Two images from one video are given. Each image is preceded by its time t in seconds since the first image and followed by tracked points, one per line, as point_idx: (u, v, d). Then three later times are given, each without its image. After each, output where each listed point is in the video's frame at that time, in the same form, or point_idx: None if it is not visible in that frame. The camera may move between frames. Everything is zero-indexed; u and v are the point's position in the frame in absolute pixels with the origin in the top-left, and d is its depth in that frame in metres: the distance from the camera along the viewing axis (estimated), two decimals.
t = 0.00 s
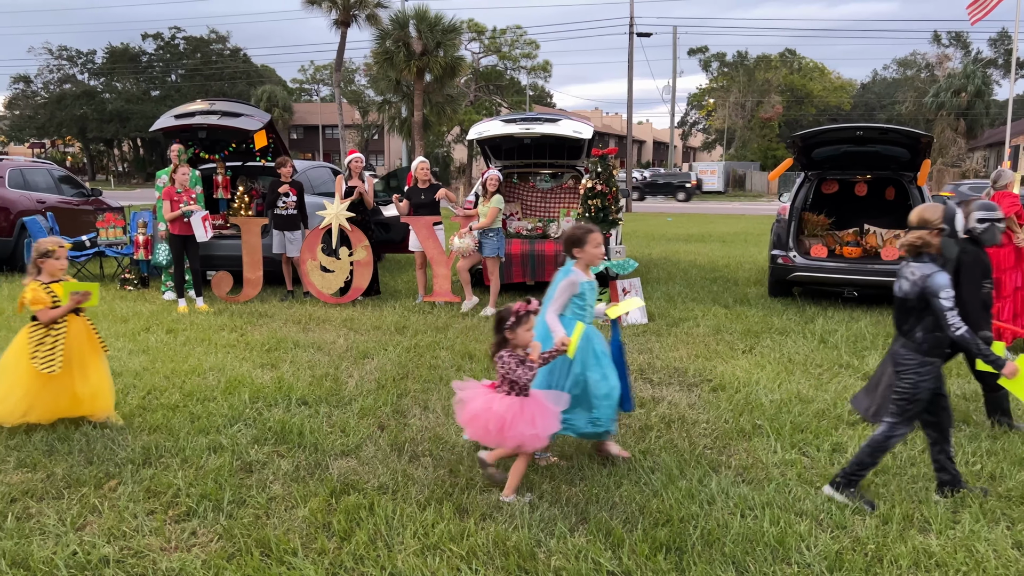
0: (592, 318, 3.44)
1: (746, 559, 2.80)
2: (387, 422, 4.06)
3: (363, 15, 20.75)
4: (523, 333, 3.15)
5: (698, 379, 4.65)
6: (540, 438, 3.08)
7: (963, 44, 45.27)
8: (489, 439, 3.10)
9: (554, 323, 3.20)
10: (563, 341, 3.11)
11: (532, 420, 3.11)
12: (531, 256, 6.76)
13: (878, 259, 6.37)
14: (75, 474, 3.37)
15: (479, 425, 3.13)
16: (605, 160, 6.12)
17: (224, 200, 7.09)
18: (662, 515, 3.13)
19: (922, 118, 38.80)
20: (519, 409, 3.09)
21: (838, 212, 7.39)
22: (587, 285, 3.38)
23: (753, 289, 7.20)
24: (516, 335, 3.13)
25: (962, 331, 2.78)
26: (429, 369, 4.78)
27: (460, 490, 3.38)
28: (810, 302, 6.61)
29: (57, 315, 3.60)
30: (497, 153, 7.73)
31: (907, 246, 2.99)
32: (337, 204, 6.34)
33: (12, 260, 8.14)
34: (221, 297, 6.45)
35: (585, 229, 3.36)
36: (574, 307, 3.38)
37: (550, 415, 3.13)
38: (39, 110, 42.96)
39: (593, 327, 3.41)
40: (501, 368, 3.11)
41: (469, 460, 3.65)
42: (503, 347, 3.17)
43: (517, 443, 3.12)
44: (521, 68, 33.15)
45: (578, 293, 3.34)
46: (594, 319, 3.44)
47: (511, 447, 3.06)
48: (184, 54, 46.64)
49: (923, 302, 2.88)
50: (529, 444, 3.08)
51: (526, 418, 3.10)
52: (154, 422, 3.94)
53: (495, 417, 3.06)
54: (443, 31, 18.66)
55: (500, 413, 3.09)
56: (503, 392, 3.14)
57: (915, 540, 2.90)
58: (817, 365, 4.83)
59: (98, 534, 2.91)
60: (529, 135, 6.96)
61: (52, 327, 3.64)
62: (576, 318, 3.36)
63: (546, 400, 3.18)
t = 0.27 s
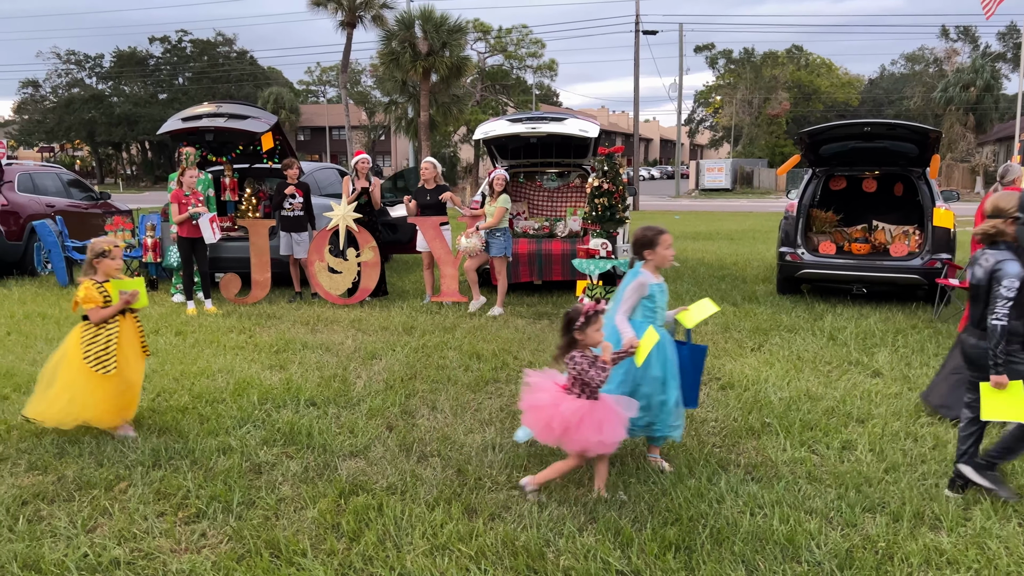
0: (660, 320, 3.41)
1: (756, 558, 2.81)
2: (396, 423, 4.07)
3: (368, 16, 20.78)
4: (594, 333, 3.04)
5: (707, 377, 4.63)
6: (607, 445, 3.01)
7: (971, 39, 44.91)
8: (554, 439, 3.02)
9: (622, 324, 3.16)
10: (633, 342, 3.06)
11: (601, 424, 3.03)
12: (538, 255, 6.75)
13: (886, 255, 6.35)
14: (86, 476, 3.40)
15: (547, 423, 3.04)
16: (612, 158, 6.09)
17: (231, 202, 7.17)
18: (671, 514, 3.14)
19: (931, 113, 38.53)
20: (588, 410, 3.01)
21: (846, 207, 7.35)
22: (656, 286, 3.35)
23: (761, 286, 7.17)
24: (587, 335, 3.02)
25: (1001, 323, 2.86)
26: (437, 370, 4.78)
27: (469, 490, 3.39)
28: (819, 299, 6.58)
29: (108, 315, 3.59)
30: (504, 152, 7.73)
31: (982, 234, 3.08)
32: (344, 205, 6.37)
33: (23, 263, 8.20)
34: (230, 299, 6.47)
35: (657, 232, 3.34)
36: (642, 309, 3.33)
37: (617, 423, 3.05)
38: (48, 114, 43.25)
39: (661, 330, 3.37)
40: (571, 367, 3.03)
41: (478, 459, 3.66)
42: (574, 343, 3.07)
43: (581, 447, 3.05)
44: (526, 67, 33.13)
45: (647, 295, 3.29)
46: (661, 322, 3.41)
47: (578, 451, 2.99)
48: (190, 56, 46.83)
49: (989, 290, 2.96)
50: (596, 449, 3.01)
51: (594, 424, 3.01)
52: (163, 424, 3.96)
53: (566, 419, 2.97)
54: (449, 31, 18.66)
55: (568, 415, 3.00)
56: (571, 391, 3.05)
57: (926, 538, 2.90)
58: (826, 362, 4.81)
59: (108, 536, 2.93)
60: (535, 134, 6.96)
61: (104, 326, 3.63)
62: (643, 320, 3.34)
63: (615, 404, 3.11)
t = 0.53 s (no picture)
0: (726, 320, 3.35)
1: (760, 556, 2.82)
2: (399, 423, 4.08)
3: (369, 16, 20.79)
4: (655, 330, 3.06)
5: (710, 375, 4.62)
6: (676, 436, 3.01)
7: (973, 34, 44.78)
8: (623, 441, 3.00)
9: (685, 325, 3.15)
10: (699, 341, 3.04)
11: (667, 418, 3.02)
12: (540, 254, 6.75)
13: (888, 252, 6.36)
14: (90, 478, 3.41)
15: (611, 425, 3.03)
16: (613, 156, 6.08)
17: (233, 204, 7.20)
18: (674, 513, 3.15)
19: (933, 108, 38.41)
20: (654, 407, 3.02)
21: (848, 205, 7.30)
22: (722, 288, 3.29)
23: (764, 283, 7.15)
24: (647, 333, 3.05)
25: None
26: (440, 370, 4.78)
27: (472, 489, 3.39)
28: (821, 295, 6.57)
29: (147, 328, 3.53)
30: (505, 151, 7.73)
31: None
32: (346, 206, 6.37)
33: (25, 267, 8.23)
34: (233, 301, 6.51)
35: (720, 232, 3.29)
36: (710, 309, 3.26)
37: (682, 415, 3.06)
38: (50, 117, 43.36)
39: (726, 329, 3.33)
40: (630, 368, 3.04)
41: (481, 459, 3.67)
42: (634, 345, 3.09)
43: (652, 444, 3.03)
44: (527, 66, 33.14)
45: (712, 296, 3.21)
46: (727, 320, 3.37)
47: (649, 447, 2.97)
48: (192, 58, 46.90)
49: None
50: (667, 443, 2.99)
51: (661, 417, 3.02)
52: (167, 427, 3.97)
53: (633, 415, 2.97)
54: (450, 30, 18.67)
55: (633, 413, 3.00)
56: (633, 391, 3.05)
57: (931, 534, 2.90)
58: (830, 359, 4.79)
59: (112, 538, 2.94)
60: (536, 133, 6.96)
61: (144, 339, 3.58)
62: (709, 321, 3.28)
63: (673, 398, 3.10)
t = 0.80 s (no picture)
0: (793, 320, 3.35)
1: (757, 553, 2.82)
2: (396, 423, 4.07)
3: (363, 17, 20.79)
4: (718, 334, 3.11)
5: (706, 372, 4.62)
6: (728, 449, 3.03)
7: (966, 29, 44.89)
8: (677, 444, 3.06)
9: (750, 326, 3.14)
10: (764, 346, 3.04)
11: (721, 431, 3.05)
12: (536, 253, 6.75)
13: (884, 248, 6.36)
14: (85, 482, 3.40)
15: (667, 430, 3.08)
16: (608, 155, 6.07)
17: (227, 205, 7.15)
18: (672, 511, 3.15)
19: (927, 104, 38.48)
20: (711, 416, 3.06)
21: (844, 201, 7.29)
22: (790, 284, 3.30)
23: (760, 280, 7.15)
24: (711, 339, 3.10)
25: None
26: (436, 370, 4.78)
27: (469, 489, 3.39)
28: (817, 292, 6.57)
29: (184, 339, 3.49)
30: (501, 151, 7.71)
31: None
32: (341, 207, 6.36)
33: (20, 270, 8.20)
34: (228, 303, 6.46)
35: (788, 228, 3.30)
36: (777, 307, 3.28)
37: (737, 428, 3.08)
38: (45, 120, 43.27)
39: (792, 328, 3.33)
40: (695, 373, 3.08)
41: (478, 459, 3.66)
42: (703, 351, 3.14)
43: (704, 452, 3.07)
44: (522, 65, 33.18)
45: (779, 293, 3.25)
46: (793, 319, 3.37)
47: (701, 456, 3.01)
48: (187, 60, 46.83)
49: None
50: (718, 454, 3.03)
51: (716, 428, 3.04)
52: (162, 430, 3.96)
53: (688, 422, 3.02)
54: (444, 30, 18.68)
55: (689, 419, 3.04)
56: (694, 396, 3.09)
57: (928, 530, 2.91)
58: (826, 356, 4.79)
59: (107, 542, 2.94)
60: (531, 132, 6.96)
61: (182, 348, 3.55)
62: (776, 318, 3.29)
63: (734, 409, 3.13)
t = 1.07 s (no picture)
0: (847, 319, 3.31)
1: (746, 552, 2.82)
2: (384, 425, 4.05)
3: (350, 17, 20.76)
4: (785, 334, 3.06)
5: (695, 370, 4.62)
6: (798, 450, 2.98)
7: (951, 27, 45.31)
8: (748, 443, 2.98)
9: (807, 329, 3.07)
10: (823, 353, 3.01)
11: (790, 430, 2.98)
12: (525, 253, 6.75)
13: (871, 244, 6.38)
14: (70, 489, 3.37)
15: (737, 429, 3.00)
16: (595, 154, 6.05)
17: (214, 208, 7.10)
18: (661, 510, 3.15)
19: (914, 102, 38.77)
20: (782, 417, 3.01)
21: (831, 199, 7.34)
22: (843, 283, 3.26)
23: (748, 278, 7.17)
24: (778, 337, 3.05)
25: None
26: (425, 371, 4.76)
27: (457, 491, 3.38)
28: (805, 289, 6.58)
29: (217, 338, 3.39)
30: (488, 151, 7.68)
31: None
32: (328, 208, 6.31)
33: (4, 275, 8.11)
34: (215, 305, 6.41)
35: (841, 226, 3.23)
36: (831, 308, 3.23)
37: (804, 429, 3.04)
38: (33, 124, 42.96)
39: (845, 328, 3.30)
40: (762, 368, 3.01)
41: (466, 460, 3.65)
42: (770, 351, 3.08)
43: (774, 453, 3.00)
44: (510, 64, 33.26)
45: (835, 294, 3.19)
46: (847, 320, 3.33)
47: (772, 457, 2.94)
48: (175, 63, 46.62)
49: None
50: (789, 455, 2.96)
51: (786, 430, 2.98)
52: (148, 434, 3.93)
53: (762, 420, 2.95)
54: (431, 30, 18.71)
55: (763, 416, 2.97)
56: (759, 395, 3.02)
57: (916, 526, 2.91)
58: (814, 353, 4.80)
59: (92, 549, 2.91)
60: (518, 131, 6.94)
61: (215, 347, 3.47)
62: (828, 318, 3.25)
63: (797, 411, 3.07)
